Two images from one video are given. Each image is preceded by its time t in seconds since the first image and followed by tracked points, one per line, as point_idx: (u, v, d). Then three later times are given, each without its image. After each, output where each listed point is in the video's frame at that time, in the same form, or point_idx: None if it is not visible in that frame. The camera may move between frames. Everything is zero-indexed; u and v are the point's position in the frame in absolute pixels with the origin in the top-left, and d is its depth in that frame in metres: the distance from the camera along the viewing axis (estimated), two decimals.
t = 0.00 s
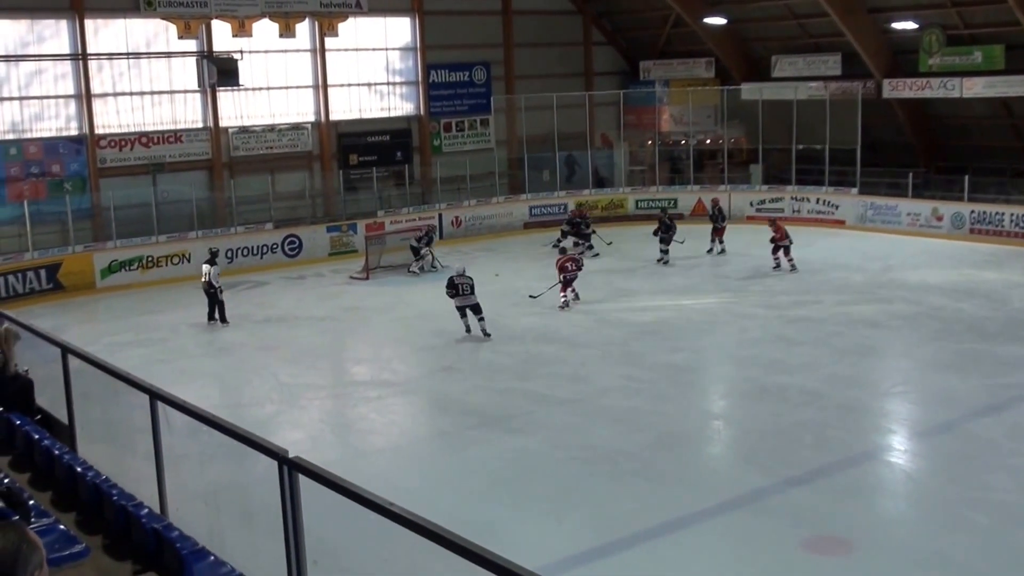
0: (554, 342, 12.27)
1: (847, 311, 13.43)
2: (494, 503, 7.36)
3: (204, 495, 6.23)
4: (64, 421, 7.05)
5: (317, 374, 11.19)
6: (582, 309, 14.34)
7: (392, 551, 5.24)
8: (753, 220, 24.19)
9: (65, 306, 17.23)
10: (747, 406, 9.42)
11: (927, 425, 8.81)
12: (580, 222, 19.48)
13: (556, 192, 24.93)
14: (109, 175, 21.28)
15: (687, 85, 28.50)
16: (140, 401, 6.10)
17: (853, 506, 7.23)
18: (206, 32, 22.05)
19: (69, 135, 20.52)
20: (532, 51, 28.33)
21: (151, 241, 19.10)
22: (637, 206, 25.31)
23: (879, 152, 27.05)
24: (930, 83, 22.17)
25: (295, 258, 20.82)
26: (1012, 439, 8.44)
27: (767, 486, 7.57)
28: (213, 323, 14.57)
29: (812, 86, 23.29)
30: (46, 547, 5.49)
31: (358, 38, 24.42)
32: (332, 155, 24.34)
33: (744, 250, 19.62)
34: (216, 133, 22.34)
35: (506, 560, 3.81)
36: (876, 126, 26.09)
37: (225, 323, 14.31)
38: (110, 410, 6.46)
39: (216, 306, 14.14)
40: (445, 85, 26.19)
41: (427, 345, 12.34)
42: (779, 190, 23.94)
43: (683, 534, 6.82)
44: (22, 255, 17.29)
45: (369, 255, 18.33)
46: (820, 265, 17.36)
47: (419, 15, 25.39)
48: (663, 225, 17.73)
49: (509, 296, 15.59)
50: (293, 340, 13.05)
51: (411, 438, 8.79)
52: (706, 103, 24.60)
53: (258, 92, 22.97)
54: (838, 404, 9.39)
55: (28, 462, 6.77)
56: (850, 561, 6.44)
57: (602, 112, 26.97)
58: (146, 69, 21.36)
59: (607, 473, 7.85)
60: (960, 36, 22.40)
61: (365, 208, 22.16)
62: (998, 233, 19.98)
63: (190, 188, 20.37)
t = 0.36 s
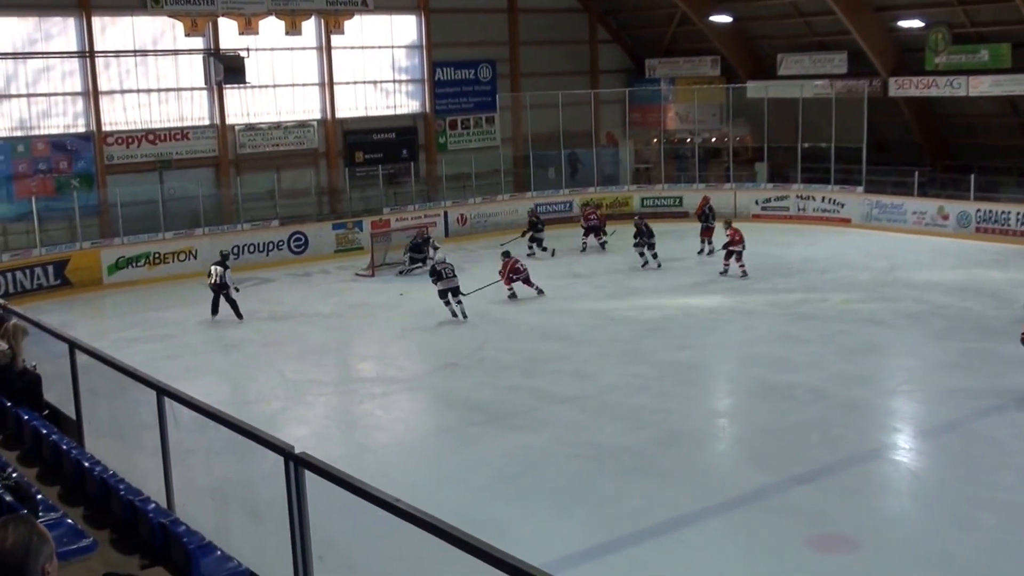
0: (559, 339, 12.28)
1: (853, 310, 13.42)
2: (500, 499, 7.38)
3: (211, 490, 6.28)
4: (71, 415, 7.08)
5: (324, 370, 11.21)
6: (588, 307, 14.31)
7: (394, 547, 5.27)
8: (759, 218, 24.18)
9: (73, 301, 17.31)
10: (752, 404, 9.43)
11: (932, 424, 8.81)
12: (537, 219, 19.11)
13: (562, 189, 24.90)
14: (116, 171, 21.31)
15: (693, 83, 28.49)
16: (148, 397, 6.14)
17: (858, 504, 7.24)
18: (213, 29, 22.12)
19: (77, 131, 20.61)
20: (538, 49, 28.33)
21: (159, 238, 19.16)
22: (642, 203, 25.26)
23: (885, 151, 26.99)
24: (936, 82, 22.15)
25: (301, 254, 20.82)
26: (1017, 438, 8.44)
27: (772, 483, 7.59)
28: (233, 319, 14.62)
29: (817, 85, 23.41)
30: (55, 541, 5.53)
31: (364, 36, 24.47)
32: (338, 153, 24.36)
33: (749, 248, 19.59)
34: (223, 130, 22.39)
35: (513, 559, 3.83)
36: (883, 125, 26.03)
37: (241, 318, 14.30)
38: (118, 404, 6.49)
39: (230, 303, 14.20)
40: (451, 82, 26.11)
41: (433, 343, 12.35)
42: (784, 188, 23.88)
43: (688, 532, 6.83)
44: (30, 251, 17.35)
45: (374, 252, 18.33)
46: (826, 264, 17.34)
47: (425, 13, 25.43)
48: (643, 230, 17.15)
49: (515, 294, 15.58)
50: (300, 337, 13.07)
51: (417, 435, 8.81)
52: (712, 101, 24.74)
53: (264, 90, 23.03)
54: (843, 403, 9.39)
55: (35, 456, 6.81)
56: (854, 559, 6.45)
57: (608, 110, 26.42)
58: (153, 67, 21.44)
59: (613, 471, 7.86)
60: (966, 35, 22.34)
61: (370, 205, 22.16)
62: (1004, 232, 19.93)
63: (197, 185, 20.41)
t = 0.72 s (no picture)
0: (577, 334, 12.28)
1: (871, 306, 13.39)
2: (517, 493, 7.40)
3: (230, 482, 6.31)
4: (91, 407, 7.11)
5: (342, 363, 11.25)
6: (605, 301, 14.31)
7: (412, 539, 5.30)
8: (777, 213, 24.12)
9: (92, 294, 17.41)
10: (769, 399, 9.43)
11: (950, 420, 8.79)
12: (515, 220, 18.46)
13: (580, 183, 24.82)
14: (136, 164, 21.41)
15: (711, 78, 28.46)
16: (167, 389, 6.16)
17: (874, 500, 7.23)
18: (233, 23, 22.20)
19: (98, 125, 20.72)
20: (556, 44, 28.35)
21: (178, 230, 19.26)
22: (660, 198, 25.26)
23: (905, 147, 26.89)
24: (955, 78, 21.99)
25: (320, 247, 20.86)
26: None
27: (789, 479, 7.58)
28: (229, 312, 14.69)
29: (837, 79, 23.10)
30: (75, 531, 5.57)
31: (382, 31, 24.47)
32: (357, 146, 24.43)
33: (767, 244, 19.55)
34: (243, 124, 22.49)
35: (532, 554, 3.85)
36: (902, 120, 25.93)
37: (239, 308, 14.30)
38: (138, 396, 6.53)
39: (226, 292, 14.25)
40: (469, 77, 26.25)
41: (451, 337, 12.38)
42: (802, 184, 23.87)
43: (704, 526, 6.84)
44: (50, 244, 17.37)
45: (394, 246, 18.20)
46: (844, 259, 17.30)
47: (445, 8, 25.46)
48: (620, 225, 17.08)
49: (532, 289, 15.60)
50: (318, 330, 13.12)
51: (435, 428, 8.84)
52: (731, 96, 24.74)
53: (284, 83, 23.11)
54: (861, 398, 9.38)
55: (56, 447, 6.86)
56: (871, 555, 6.45)
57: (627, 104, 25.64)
58: (173, 60, 21.51)
59: (629, 465, 7.87)
60: (986, 30, 22.21)
61: (389, 198, 22.23)
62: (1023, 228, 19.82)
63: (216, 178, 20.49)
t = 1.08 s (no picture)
0: (616, 324, 12.27)
1: (914, 298, 13.29)
2: (556, 483, 7.41)
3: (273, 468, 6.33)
4: (135, 393, 7.15)
5: (383, 352, 11.31)
6: (644, 292, 14.29)
7: (455, 527, 5.28)
8: (820, 204, 24.01)
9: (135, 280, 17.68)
10: (811, 391, 9.39)
11: (994, 414, 8.70)
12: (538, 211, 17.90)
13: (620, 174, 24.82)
14: (180, 152, 21.71)
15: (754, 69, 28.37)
16: (210, 375, 6.19)
17: (916, 493, 7.18)
18: (277, 13, 22.53)
19: (141, 113, 21.00)
20: (599, 34, 28.47)
21: (221, 219, 19.53)
22: (703, 188, 25.16)
23: (951, 139, 26.65)
24: (1000, 69, 21.76)
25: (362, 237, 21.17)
26: None
27: (829, 471, 7.55)
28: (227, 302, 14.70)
29: (881, 70, 23.16)
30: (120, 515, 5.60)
31: (424, 20, 24.68)
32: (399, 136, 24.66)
33: (805, 236, 19.45)
34: (286, 112, 22.80)
35: (577, 543, 3.81)
36: (948, 113, 25.72)
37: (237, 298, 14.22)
38: (180, 383, 6.56)
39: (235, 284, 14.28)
40: (512, 66, 26.19)
41: (491, 326, 12.40)
42: (846, 175, 23.70)
43: (744, 518, 6.81)
44: (95, 231, 17.74)
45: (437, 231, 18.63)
46: (885, 252, 17.18)
47: None
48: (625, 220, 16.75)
49: (571, 279, 15.60)
50: (358, 319, 13.19)
51: (476, 417, 8.86)
52: (774, 86, 24.64)
53: (327, 73, 23.38)
54: (904, 392, 9.31)
55: (101, 432, 6.91)
56: (912, 549, 6.39)
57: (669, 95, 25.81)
58: (217, 48, 21.82)
59: (669, 457, 7.84)
60: None
61: (431, 188, 22.37)
62: None
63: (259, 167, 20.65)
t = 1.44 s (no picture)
0: (679, 312, 12.22)
1: (987, 290, 13.00)
2: (618, 469, 7.41)
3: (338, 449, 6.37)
4: (203, 372, 7.25)
5: (445, 335, 11.39)
6: (708, 280, 14.21)
7: (518, 512, 5.26)
8: (891, 191, 23.60)
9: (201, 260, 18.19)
10: (878, 382, 9.24)
11: None
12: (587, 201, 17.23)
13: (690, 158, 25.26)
14: (247, 135, 22.21)
15: (828, 54, 27.68)
16: (276, 355, 6.24)
17: (987, 489, 7.03)
18: None
19: (208, 96, 21.64)
20: (663, 17, 28.96)
21: (288, 201, 19.90)
22: (771, 175, 25.15)
23: None
24: None
25: (426, 220, 21.47)
26: None
27: (896, 465, 7.42)
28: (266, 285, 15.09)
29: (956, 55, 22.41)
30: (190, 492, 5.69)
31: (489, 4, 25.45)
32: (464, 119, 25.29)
33: (870, 224, 19.18)
34: (351, 96, 23.35)
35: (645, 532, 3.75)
36: None
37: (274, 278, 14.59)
38: (248, 362, 6.65)
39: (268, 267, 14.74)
40: (576, 50, 26.95)
41: (553, 311, 12.43)
42: (918, 162, 23.23)
43: (807, 510, 6.73)
44: (163, 212, 18.30)
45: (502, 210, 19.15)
46: (957, 241, 16.84)
47: None
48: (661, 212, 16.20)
49: (632, 266, 15.57)
50: (420, 302, 13.30)
51: (538, 401, 8.89)
52: (843, 70, 24.57)
53: (393, 56, 24.09)
54: (975, 385, 9.12)
55: (169, 410, 7.03)
56: (983, 544, 6.28)
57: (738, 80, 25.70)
58: (283, 32, 22.51)
59: (731, 445, 7.80)
60: None
61: (494, 172, 22.63)
62: None
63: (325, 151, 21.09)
